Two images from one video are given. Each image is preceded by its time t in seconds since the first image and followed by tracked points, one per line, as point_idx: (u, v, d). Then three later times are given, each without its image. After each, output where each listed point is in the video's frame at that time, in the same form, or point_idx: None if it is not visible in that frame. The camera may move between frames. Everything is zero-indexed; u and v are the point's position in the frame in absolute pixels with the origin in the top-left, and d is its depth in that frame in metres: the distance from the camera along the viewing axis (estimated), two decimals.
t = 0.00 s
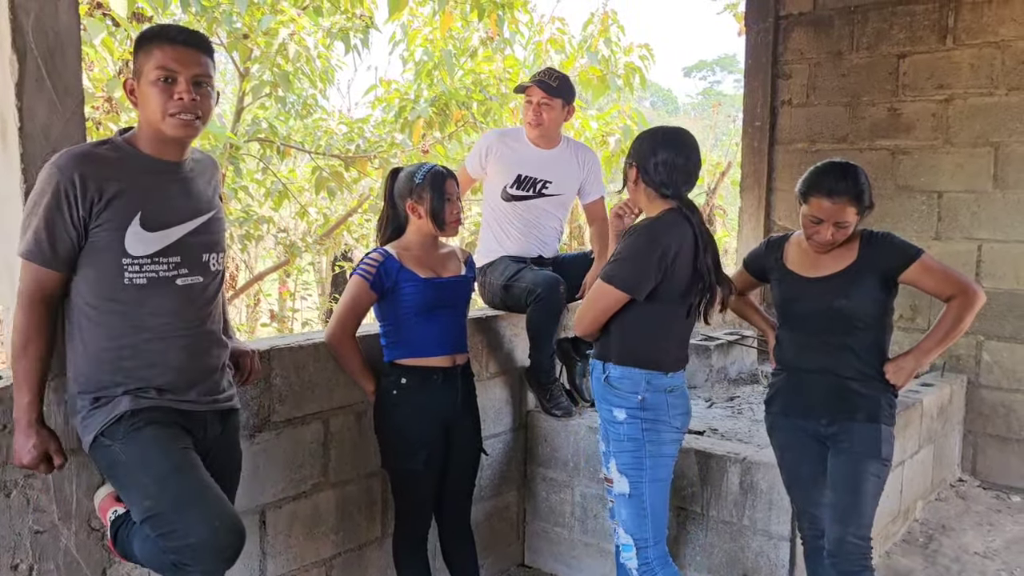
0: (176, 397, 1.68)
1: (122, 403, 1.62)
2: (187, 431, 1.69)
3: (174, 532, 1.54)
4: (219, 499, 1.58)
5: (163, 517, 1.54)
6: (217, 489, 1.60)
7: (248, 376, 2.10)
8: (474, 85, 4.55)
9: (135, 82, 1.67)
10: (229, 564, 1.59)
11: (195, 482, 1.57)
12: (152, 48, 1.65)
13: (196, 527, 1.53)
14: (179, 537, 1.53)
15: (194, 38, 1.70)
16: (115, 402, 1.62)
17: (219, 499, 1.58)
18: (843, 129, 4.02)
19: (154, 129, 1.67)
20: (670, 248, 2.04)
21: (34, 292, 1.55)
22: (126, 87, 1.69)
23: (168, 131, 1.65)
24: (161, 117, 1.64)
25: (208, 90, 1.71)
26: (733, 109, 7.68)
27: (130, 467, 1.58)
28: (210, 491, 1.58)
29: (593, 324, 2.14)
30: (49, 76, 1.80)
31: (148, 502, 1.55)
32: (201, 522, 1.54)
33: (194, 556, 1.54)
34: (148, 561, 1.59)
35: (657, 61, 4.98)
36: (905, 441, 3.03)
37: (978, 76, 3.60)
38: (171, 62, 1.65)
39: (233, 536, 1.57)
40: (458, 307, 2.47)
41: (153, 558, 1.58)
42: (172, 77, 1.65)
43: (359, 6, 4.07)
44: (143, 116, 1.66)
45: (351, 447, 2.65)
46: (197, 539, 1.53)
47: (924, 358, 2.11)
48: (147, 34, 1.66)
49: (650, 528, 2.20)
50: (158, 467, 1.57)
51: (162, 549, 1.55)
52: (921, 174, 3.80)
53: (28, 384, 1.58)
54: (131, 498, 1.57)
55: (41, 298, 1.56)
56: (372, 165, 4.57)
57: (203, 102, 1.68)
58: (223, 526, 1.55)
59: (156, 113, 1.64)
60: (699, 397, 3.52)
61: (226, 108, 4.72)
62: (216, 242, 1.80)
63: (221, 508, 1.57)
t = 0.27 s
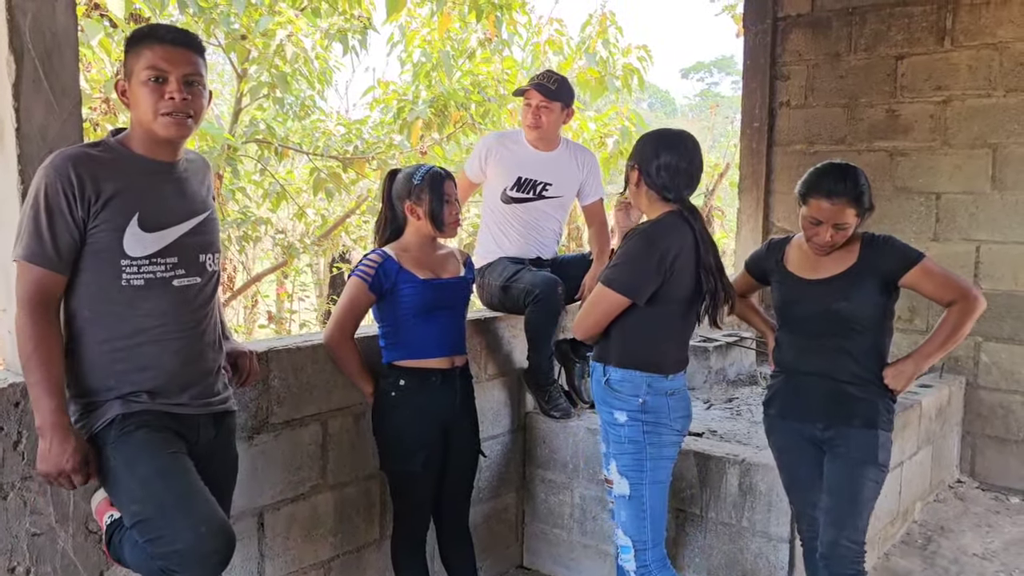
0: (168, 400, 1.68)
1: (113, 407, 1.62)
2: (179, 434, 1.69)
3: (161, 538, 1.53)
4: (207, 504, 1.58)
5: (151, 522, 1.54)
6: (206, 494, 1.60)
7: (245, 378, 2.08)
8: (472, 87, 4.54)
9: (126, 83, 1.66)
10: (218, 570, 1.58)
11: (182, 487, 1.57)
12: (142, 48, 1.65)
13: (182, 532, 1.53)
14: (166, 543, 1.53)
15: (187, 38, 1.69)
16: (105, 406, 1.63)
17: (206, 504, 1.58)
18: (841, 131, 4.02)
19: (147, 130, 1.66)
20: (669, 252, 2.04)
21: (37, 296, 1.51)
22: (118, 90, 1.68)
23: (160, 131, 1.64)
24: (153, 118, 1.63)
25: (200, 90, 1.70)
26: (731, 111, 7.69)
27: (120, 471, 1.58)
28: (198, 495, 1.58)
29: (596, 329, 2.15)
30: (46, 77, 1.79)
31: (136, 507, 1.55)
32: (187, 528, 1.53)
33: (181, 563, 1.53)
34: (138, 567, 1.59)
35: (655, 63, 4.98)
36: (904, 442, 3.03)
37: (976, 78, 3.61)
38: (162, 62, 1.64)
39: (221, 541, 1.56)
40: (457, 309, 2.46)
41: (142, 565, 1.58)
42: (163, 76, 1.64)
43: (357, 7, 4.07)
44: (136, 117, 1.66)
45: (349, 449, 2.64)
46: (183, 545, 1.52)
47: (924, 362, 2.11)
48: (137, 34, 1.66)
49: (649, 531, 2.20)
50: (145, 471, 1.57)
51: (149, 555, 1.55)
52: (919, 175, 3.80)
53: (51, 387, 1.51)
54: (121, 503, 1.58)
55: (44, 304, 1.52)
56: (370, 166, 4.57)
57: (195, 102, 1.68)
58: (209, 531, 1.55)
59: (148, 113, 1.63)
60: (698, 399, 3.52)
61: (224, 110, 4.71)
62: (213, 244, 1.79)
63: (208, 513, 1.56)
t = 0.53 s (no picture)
0: (165, 401, 1.67)
1: (110, 408, 1.61)
2: (177, 434, 1.68)
3: (159, 540, 1.53)
4: (205, 504, 1.57)
5: (148, 524, 1.53)
6: (203, 494, 1.59)
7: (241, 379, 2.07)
8: (470, 87, 4.54)
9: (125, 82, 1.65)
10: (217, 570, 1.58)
11: (180, 488, 1.56)
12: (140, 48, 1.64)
13: (179, 534, 1.52)
14: (164, 545, 1.53)
15: (184, 37, 1.69)
16: (103, 407, 1.62)
17: (204, 505, 1.57)
18: (838, 131, 4.02)
19: (145, 130, 1.65)
20: (672, 250, 2.03)
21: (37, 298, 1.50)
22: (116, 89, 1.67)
23: (159, 131, 1.64)
24: (152, 118, 1.63)
25: (199, 89, 1.69)
26: (728, 112, 7.69)
27: (115, 473, 1.57)
28: (196, 496, 1.57)
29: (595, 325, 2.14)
30: (43, 76, 1.79)
31: (132, 509, 1.54)
32: (184, 530, 1.52)
33: (178, 564, 1.53)
34: (134, 567, 1.59)
35: (652, 63, 4.97)
36: (902, 442, 3.03)
37: (973, 78, 3.61)
38: (161, 62, 1.64)
39: (219, 542, 1.56)
40: (455, 309, 2.46)
41: (138, 565, 1.58)
42: (163, 76, 1.64)
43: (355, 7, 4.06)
44: (133, 116, 1.65)
45: (347, 450, 2.63)
46: (181, 546, 1.52)
47: (919, 362, 2.10)
48: (135, 34, 1.65)
49: (645, 531, 2.20)
50: (142, 471, 1.56)
51: (146, 556, 1.55)
52: (917, 176, 3.80)
53: (45, 395, 1.50)
54: (117, 504, 1.57)
55: (45, 307, 1.51)
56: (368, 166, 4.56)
57: (194, 102, 1.67)
58: (208, 533, 1.54)
59: (147, 113, 1.63)
60: (696, 399, 3.51)
61: (221, 110, 4.70)
62: (211, 245, 1.79)
63: (206, 515, 1.56)
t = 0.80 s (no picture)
0: (164, 403, 1.66)
1: (110, 409, 1.60)
2: (176, 435, 1.67)
3: (163, 540, 1.52)
4: (207, 504, 1.56)
5: (150, 524, 1.52)
6: (205, 494, 1.59)
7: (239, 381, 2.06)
8: (467, 87, 4.54)
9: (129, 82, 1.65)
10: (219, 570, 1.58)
11: (182, 489, 1.55)
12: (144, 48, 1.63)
13: (182, 534, 1.52)
14: (166, 545, 1.52)
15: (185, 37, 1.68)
16: (103, 408, 1.61)
17: (206, 504, 1.56)
18: (836, 132, 4.03)
19: (147, 131, 1.65)
20: (674, 249, 2.03)
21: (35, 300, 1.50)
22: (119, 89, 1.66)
23: (162, 132, 1.63)
24: (156, 119, 1.62)
25: (203, 92, 1.69)
26: (726, 111, 7.70)
27: (115, 474, 1.56)
28: (198, 496, 1.57)
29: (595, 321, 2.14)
30: (39, 76, 1.78)
31: (135, 509, 1.53)
32: (188, 529, 1.52)
33: (181, 564, 1.52)
34: (136, 568, 1.58)
35: (650, 63, 4.97)
36: (899, 443, 3.03)
37: (970, 79, 3.61)
38: (166, 64, 1.63)
39: (222, 543, 1.56)
40: (452, 310, 2.45)
41: (139, 566, 1.56)
42: (167, 78, 1.63)
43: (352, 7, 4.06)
44: (135, 117, 1.64)
45: (344, 451, 2.63)
46: (184, 546, 1.52)
47: (918, 365, 2.09)
48: (140, 35, 1.64)
49: (642, 533, 2.20)
50: (143, 473, 1.55)
51: (149, 556, 1.54)
52: (914, 176, 3.80)
53: (45, 398, 1.50)
54: (119, 505, 1.56)
55: (44, 308, 1.50)
56: (365, 167, 4.56)
57: (197, 104, 1.66)
58: (211, 533, 1.54)
59: (150, 114, 1.62)
60: (694, 400, 3.51)
61: (219, 110, 4.70)
62: (209, 246, 1.78)
63: (209, 515, 1.55)
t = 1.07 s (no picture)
0: (163, 404, 1.66)
1: (109, 409, 1.60)
2: (175, 436, 1.67)
3: (163, 542, 1.52)
4: (206, 505, 1.57)
5: (149, 524, 1.52)
6: (204, 495, 1.59)
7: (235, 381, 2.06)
8: (465, 87, 4.54)
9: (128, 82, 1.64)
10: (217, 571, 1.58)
11: (181, 489, 1.55)
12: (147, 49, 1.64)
13: (181, 535, 1.52)
14: (166, 545, 1.52)
15: (183, 38, 1.68)
16: (101, 409, 1.61)
17: (205, 505, 1.57)
18: (833, 132, 4.03)
19: (145, 131, 1.64)
20: (678, 247, 2.04)
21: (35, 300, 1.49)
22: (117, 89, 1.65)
23: (161, 133, 1.63)
24: (156, 119, 1.62)
25: (203, 92, 1.69)
26: (723, 112, 7.70)
27: (114, 475, 1.56)
28: (197, 497, 1.57)
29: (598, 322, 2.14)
30: (35, 77, 1.78)
31: (134, 510, 1.53)
32: (187, 530, 1.52)
33: (180, 564, 1.52)
34: (133, 569, 1.58)
35: (647, 64, 4.98)
36: (896, 443, 3.03)
37: (967, 79, 3.62)
38: (167, 63, 1.63)
39: (221, 543, 1.56)
40: (448, 311, 2.45)
41: (137, 567, 1.56)
42: (167, 78, 1.63)
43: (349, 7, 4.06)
44: (134, 117, 1.64)
45: (341, 451, 2.63)
46: (183, 547, 1.51)
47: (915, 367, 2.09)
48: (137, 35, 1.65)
49: (639, 534, 2.20)
50: (142, 474, 1.55)
51: (147, 558, 1.54)
52: (910, 176, 3.81)
53: (45, 397, 1.50)
54: (117, 506, 1.56)
55: (42, 308, 1.51)
56: (363, 167, 4.56)
57: (196, 105, 1.67)
58: (210, 533, 1.54)
59: (149, 114, 1.62)
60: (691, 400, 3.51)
61: (216, 110, 4.69)
62: (207, 247, 1.78)
63: (208, 515, 1.55)
